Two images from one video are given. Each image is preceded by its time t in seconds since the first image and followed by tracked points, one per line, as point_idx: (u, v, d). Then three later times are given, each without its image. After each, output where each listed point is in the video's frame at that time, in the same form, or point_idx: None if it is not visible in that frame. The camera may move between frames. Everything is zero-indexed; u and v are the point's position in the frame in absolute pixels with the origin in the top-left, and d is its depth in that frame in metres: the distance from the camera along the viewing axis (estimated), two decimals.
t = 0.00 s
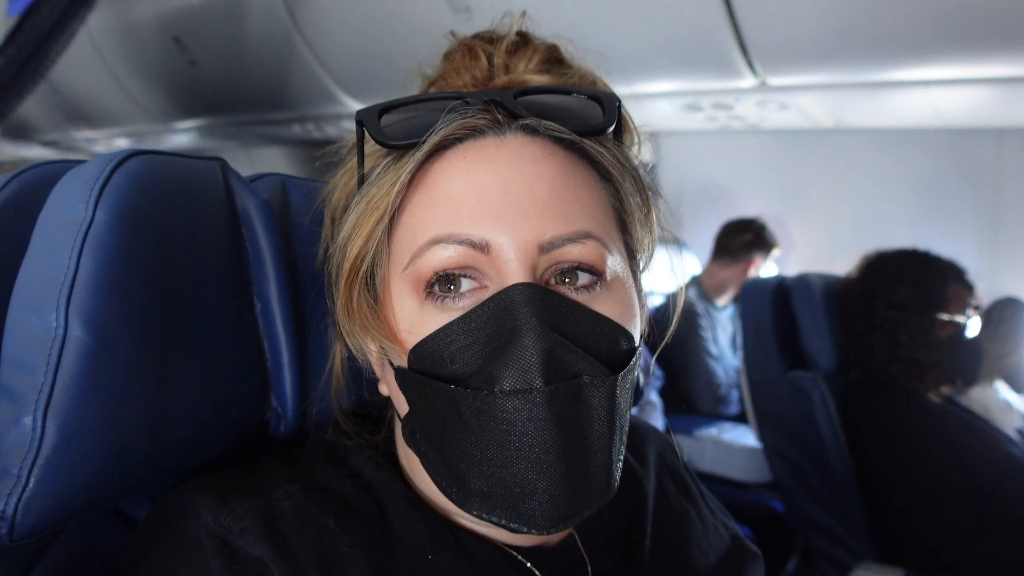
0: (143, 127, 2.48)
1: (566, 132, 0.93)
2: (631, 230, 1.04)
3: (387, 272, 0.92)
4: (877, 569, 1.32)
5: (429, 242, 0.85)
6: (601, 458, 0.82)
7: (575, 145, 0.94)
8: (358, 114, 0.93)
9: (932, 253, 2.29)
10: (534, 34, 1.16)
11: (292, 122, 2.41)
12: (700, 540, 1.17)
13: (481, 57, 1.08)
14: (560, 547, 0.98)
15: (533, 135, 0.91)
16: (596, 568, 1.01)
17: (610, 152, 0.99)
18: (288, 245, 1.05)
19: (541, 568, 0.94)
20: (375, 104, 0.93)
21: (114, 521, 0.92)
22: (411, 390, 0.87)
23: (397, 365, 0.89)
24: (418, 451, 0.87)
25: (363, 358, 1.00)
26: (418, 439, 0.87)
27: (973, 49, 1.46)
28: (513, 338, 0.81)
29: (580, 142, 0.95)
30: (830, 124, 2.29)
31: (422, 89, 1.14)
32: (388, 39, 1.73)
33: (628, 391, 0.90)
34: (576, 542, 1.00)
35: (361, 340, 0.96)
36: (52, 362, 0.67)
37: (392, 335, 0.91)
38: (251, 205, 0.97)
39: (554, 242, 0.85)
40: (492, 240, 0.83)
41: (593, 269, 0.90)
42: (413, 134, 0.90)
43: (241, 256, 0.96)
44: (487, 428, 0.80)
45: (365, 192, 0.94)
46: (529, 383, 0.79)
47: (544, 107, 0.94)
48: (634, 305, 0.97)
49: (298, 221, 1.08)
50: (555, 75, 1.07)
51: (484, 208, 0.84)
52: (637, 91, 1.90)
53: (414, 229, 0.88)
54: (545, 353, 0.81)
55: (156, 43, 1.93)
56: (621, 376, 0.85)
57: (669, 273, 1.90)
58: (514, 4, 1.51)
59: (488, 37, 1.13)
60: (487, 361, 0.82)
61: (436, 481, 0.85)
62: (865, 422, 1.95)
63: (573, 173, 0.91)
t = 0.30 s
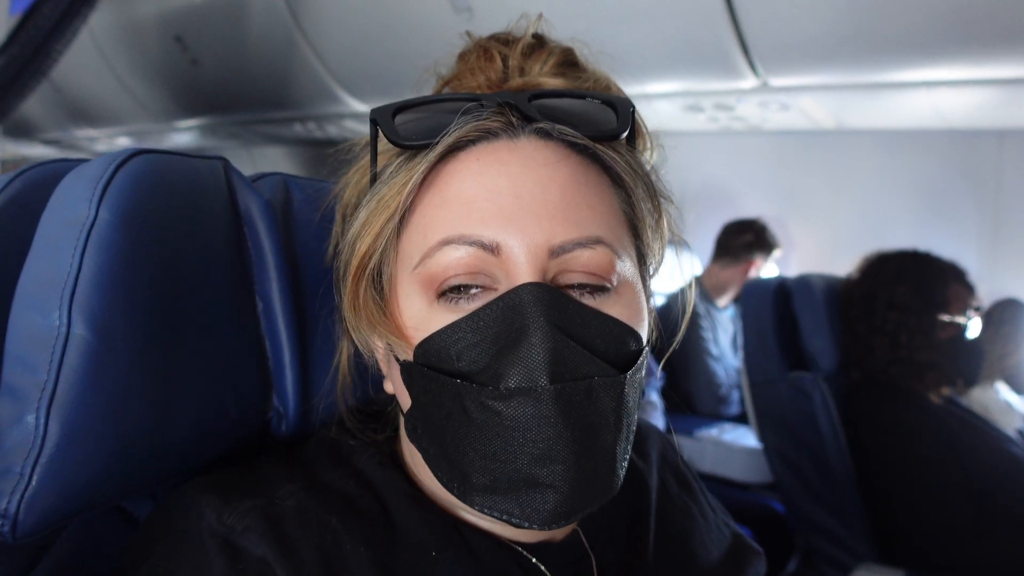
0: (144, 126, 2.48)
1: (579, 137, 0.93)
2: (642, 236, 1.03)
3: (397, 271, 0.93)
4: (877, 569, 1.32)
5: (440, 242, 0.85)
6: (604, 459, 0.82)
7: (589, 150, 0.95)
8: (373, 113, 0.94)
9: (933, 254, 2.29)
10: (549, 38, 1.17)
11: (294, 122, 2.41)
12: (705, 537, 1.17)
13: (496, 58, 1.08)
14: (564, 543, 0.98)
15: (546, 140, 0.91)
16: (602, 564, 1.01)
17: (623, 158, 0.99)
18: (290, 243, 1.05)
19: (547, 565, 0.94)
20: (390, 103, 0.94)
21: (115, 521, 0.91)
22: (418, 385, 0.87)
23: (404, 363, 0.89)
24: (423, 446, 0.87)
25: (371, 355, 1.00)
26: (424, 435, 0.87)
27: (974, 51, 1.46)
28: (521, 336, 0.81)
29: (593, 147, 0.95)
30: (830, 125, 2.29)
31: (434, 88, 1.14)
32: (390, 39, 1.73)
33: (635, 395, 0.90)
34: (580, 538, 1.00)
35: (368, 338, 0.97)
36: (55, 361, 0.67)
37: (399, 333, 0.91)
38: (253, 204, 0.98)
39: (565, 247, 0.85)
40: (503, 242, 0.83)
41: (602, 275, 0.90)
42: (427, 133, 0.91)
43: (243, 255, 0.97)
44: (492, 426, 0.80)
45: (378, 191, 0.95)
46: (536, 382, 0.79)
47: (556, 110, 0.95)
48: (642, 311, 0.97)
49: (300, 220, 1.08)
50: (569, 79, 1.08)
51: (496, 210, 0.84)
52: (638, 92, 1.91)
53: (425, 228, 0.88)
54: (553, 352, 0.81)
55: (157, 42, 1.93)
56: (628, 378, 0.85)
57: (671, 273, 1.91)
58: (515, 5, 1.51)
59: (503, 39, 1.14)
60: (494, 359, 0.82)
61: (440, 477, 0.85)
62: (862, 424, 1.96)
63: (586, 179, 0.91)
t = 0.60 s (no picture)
0: (145, 127, 2.49)
1: (584, 140, 0.93)
2: (646, 240, 1.03)
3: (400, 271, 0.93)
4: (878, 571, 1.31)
5: (444, 244, 0.85)
6: (605, 464, 0.82)
7: (594, 153, 0.95)
8: (379, 114, 0.94)
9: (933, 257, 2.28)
10: (556, 41, 1.17)
11: (295, 123, 2.41)
12: (707, 535, 1.18)
13: (501, 61, 1.09)
14: (565, 542, 0.98)
15: (552, 143, 0.92)
16: (603, 563, 1.01)
17: (627, 162, 0.99)
18: (289, 244, 1.05)
19: (549, 564, 0.94)
20: (396, 105, 0.94)
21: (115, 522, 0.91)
22: (419, 386, 0.87)
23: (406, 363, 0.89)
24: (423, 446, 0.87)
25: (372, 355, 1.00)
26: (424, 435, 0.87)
27: (975, 52, 1.46)
28: (524, 340, 0.81)
29: (598, 150, 0.95)
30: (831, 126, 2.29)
31: (441, 90, 1.16)
32: (391, 40, 1.74)
33: (637, 397, 0.90)
34: (581, 537, 1.00)
35: (370, 338, 0.96)
36: (55, 361, 0.68)
37: (401, 333, 0.91)
38: (254, 204, 0.97)
39: (569, 249, 0.85)
40: (507, 244, 0.83)
41: (605, 278, 0.90)
42: (432, 135, 0.91)
43: (243, 256, 0.97)
44: (493, 428, 0.80)
45: (382, 191, 0.95)
46: (538, 386, 0.79)
47: (562, 113, 0.94)
48: (644, 314, 0.97)
49: (301, 221, 1.08)
50: (574, 83, 1.08)
51: (501, 212, 0.84)
52: (638, 93, 1.91)
53: (429, 229, 0.88)
54: (555, 357, 0.81)
55: (159, 43, 1.93)
56: (630, 383, 0.86)
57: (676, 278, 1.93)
58: (516, 6, 1.51)
59: (509, 42, 1.15)
60: (496, 361, 0.82)
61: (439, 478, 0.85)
62: (863, 425, 1.96)
63: (590, 182, 0.91)
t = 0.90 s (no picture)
0: (146, 128, 2.49)
1: (586, 141, 0.94)
2: (647, 241, 1.03)
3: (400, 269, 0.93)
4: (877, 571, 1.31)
5: (443, 242, 0.85)
6: (600, 460, 0.82)
7: (595, 154, 0.95)
8: (382, 112, 0.94)
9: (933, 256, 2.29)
10: (563, 41, 1.17)
11: (296, 125, 2.42)
12: (707, 534, 1.18)
13: (507, 62, 1.09)
14: (565, 540, 0.98)
15: (553, 143, 0.92)
16: (603, 561, 1.02)
17: (629, 163, 0.99)
18: (289, 243, 1.05)
19: (549, 562, 0.95)
20: (399, 104, 0.94)
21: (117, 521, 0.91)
22: (417, 382, 0.87)
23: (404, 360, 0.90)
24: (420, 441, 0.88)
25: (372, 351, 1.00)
26: (422, 431, 0.88)
27: (973, 53, 1.46)
28: (520, 335, 0.82)
29: (599, 151, 0.95)
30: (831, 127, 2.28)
31: (448, 89, 1.16)
32: (391, 41, 1.74)
33: (635, 396, 0.90)
34: (581, 536, 1.00)
35: (370, 335, 0.97)
36: (54, 362, 0.68)
37: (401, 330, 0.92)
38: (254, 205, 0.98)
39: (569, 249, 0.85)
40: (506, 244, 0.83)
41: (604, 278, 0.90)
42: (434, 135, 0.91)
43: (243, 256, 0.97)
44: (488, 423, 0.81)
45: (383, 190, 0.95)
46: (533, 381, 0.80)
47: (565, 114, 0.95)
48: (643, 314, 0.97)
49: (302, 222, 1.08)
50: (580, 84, 1.08)
51: (501, 211, 0.84)
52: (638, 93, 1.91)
53: (428, 228, 0.88)
54: (551, 352, 0.81)
55: (160, 45, 1.94)
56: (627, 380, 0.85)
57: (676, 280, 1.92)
58: (516, 7, 1.52)
59: (516, 42, 1.15)
60: (491, 357, 0.83)
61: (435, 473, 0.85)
62: (864, 425, 1.95)
63: (591, 183, 0.91)
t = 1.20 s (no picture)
0: (148, 128, 2.49)
1: (553, 124, 0.94)
2: (624, 228, 1.02)
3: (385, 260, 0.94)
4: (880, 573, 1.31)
5: (421, 225, 0.86)
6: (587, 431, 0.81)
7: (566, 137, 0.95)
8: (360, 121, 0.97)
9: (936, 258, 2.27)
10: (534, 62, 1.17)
11: (298, 125, 2.42)
12: (709, 536, 1.18)
13: (482, 78, 1.09)
14: (567, 539, 0.98)
15: (523, 129, 0.92)
16: (604, 563, 1.00)
17: (599, 148, 1.00)
18: (291, 246, 1.05)
19: (548, 563, 0.93)
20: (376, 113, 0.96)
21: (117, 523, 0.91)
22: (403, 368, 0.87)
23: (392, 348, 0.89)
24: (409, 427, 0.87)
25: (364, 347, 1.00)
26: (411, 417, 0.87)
27: (978, 54, 1.46)
28: (499, 308, 0.81)
29: (568, 134, 0.95)
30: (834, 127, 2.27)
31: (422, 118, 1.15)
32: (393, 42, 1.74)
33: (614, 376, 0.87)
34: (583, 535, 1.00)
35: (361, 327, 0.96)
36: (56, 363, 0.68)
37: (387, 318, 0.91)
38: (256, 206, 0.97)
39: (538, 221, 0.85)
40: (479, 217, 0.83)
41: (578, 251, 0.90)
42: (408, 129, 0.93)
43: (246, 258, 0.96)
44: (472, 399, 0.80)
45: (364, 186, 0.97)
46: (513, 352, 0.79)
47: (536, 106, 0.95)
48: (623, 291, 0.96)
49: (303, 224, 1.08)
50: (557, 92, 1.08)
51: (473, 189, 0.85)
52: (640, 95, 1.91)
53: (409, 215, 0.89)
54: (530, 324, 0.81)
55: (163, 45, 1.94)
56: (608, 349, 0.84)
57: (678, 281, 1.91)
58: (518, 9, 1.52)
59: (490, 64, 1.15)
60: (472, 333, 0.82)
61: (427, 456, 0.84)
62: (866, 425, 1.98)
63: (559, 162, 0.91)
